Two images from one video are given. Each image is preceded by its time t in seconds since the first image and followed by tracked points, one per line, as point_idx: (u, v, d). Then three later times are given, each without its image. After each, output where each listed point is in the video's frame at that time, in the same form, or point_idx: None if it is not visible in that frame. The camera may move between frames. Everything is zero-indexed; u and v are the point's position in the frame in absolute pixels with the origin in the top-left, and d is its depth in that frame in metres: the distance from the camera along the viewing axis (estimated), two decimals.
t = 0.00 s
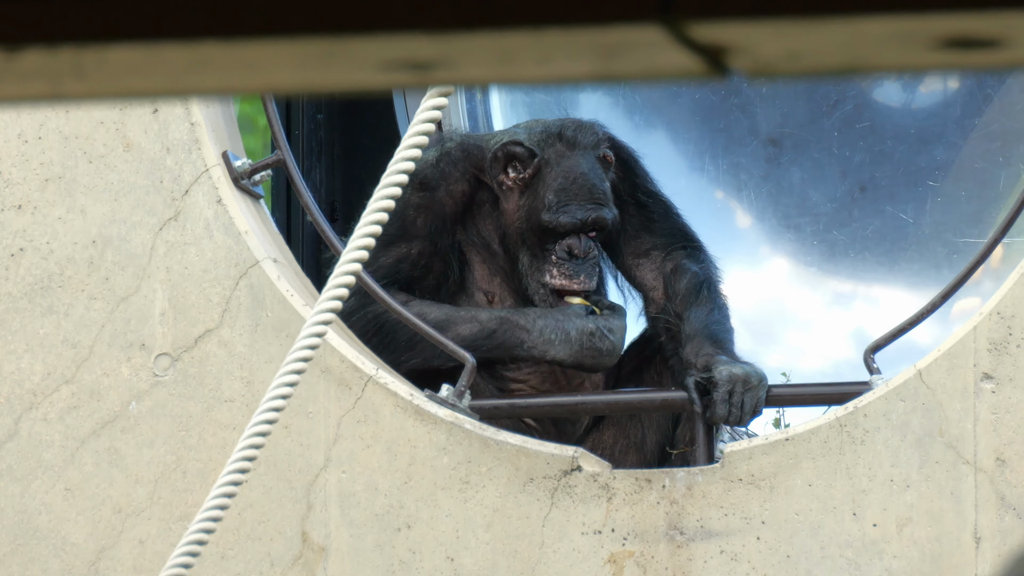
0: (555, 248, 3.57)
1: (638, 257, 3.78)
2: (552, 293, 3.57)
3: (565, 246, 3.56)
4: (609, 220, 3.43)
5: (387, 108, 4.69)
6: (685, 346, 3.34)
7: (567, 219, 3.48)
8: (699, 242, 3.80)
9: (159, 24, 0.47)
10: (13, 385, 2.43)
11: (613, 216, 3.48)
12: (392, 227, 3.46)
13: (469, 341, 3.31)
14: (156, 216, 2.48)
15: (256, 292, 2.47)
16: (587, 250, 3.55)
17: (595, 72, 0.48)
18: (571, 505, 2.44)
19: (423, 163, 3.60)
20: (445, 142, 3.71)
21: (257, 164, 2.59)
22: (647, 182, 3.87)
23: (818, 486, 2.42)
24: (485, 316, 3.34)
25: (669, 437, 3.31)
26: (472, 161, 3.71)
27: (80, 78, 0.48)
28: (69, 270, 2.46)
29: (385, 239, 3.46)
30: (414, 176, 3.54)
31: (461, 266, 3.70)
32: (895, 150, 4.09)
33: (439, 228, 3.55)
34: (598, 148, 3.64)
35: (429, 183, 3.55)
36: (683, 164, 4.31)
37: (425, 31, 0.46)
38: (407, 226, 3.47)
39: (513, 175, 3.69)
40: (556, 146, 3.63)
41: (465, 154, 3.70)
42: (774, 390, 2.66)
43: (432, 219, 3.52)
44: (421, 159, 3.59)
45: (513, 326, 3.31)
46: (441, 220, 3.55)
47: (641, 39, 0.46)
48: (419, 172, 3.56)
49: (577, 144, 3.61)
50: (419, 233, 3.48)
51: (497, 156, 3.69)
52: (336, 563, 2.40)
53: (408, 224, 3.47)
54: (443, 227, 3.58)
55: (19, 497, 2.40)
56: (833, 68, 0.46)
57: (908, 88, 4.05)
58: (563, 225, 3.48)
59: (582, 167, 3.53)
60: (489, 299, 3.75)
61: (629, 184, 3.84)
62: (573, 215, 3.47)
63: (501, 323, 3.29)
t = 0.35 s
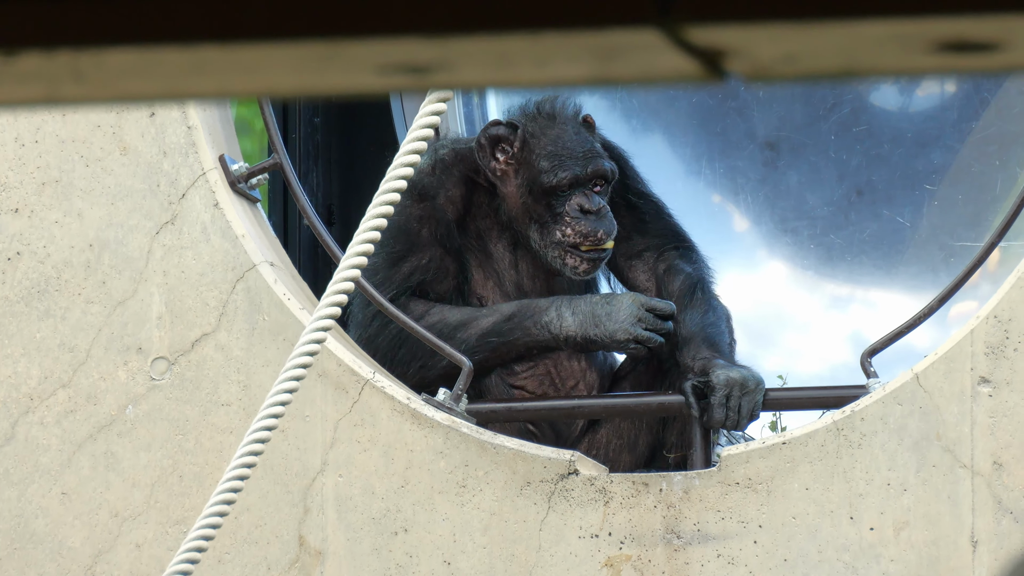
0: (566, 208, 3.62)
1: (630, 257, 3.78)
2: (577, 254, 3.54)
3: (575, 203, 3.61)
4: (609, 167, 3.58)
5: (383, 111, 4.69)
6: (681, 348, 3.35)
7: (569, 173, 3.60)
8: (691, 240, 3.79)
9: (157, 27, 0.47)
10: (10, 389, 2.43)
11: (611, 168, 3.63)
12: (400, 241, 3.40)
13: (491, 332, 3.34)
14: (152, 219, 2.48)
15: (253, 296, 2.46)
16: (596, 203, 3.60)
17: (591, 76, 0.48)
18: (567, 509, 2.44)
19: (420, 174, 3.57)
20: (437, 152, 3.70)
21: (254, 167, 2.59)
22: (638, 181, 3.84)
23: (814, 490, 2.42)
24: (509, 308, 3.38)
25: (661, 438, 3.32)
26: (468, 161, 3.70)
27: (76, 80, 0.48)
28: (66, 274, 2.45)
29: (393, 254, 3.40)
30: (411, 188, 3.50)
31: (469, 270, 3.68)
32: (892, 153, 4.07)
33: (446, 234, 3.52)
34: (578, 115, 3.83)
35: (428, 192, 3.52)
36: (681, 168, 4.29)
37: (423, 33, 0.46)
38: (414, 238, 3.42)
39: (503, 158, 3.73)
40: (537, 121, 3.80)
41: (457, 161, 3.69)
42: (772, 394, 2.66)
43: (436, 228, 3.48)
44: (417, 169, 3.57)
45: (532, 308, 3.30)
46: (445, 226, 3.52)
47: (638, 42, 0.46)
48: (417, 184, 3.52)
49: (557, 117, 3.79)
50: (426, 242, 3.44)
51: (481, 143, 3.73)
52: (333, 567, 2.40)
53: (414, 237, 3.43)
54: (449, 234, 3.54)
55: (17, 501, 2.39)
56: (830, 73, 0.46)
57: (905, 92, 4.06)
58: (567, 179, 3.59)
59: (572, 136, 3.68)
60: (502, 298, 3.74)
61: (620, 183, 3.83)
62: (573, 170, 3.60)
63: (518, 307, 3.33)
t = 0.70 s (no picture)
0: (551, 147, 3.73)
1: (615, 273, 3.77)
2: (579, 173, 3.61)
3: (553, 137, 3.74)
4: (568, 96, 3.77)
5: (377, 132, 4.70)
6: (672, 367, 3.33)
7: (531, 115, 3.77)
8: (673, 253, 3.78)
9: (149, 46, 0.47)
10: (2, 409, 2.41)
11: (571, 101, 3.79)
12: (399, 280, 3.40)
13: (513, 390, 3.18)
14: (145, 239, 2.47)
15: (246, 316, 2.45)
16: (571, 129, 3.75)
17: (584, 94, 0.48)
18: (560, 529, 2.43)
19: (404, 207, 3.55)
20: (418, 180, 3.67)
21: (247, 188, 2.56)
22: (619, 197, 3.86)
23: (807, 510, 2.41)
24: (535, 365, 3.23)
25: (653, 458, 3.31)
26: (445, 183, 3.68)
27: (70, 102, 0.48)
28: (59, 294, 2.45)
29: (394, 294, 3.39)
30: (397, 224, 3.48)
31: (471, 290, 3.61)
32: (884, 173, 4.03)
33: (441, 261, 3.50)
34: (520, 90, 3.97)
35: (415, 224, 3.51)
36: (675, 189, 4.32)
37: (416, 55, 0.46)
38: (411, 273, 3.42)
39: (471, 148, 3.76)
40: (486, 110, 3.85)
41: (438, 184, 3.69)
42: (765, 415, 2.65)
43: (429, 257, 3.47)
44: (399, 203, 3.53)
45: (556, 369, 3.16)
46: (439, 254, 3.51)
47: (631, 62, 0.46)
48: (402, 218, 3.50)
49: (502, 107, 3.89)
50: (423, 275, 3.43)
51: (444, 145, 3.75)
52: None
53: (409, 272, 3.42)
54: (444, 260, 3.52)
55: (8, 522, 2.37)
56: (823, 91, 0.46)
57: (897, 112, 4.03)
58: (532, 119, 3.76)
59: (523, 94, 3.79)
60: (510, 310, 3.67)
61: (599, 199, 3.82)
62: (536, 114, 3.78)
63: (543, 366, 3.19)
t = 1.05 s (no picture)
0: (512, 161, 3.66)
1: (616, 295, 3.78)
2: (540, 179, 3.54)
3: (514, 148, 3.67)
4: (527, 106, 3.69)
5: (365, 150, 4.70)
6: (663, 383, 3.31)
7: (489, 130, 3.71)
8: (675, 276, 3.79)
9: (137, 66, 0.46)
10: None
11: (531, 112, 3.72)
12: (379, 300, 3.41)
13: (502, 407, 3.17)
14: (133, 258, 2.46)
15: (234, 335, 2.44)
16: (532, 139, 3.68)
17: (572, 114, 0.48)
18: (549, 547, 2.41)
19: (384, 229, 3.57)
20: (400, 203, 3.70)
21: (235, 207, 2.57)
22: (614, 220, 3.85)
23: (796, 528, 2.41)
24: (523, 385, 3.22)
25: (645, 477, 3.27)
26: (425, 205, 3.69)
27: (58, 120, 0.48)
28: (47, 312, 2.43)
29: (376, 314, 3.39)
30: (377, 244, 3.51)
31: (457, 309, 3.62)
32: (873, 191, 4.04)
33: (422, 282, 3.52)
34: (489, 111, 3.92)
35: (394, 245, 3.53)
36: (662, 208, 4.37)
37: (403, 74, 0.46)
38: (392, 293, 3.42)
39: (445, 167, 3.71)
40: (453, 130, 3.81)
41: (418, 206, 3.71)
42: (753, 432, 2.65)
43: (410, 278, 3.49)
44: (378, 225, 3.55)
45: (546, 388, 3.14)
46: (420, 273, 3.53)
47: (619, 80, 0.46)
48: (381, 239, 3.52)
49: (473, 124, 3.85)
50: (405, 294, 3.44)
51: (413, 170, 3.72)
52: None
53: (390, 291, 3.43)
54: (425, 280, 3.53)
55: None
56: (812, 110, 0.45)
57: (885, 129, 4.05)
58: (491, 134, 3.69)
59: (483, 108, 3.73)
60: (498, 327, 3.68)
61: (596, 223, 3.83)
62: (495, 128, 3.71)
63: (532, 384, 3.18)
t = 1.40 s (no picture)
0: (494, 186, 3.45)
1: (620, 307, 3.71)
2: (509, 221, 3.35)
3: (501, 178, 3.45)
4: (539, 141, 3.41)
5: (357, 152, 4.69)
6: (658, 386, 3.28)
7: (489, 148, 3.47)
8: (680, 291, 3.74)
9: (132, 68, 0.46)
10: None
11: (550, 148, 3.47)
12: (387, 302, 3.43)
13: (495, 410, 3.18)
14: (126, 261, 2.45)
15: (227, 338, 2.43)
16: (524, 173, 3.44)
17: (566, 116, 0.48)
18: (542, 549, 2.41)
19: (401, 230, 3.54)
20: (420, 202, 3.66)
21: (227, 209, 2.55)
22: (626, 228, 3.77)
23: (789, 530, 2.41)
24: (519, 387, 3.22)
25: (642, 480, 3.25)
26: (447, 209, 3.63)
27: (50, 122, 0.47)
28: (40, 315, 2.42)
29: (382, 315, 3.42)
30: (391, 246, 3.49)
31: (469, 314, 3.60)
32: (866, 193, 4.04)
33: (433, 288, 3.50)
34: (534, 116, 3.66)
35: (409, 249, 3.50)
36: (656, 210, 4.31)
37: (394, 76, 0.46)
38: (401, 296, 3.43)
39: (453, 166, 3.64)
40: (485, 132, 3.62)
41: (440, 209, 3.65)
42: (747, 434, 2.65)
43: (421, 283, 3.47)
44: (395, 225, 3.54)
45: (541, 391, 3.14)
46: (432, 279, 3.50)
47: (611, 81, 0.46)
48: (397, 240, 3.50)
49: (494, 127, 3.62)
50: (413, 298, 3.44)
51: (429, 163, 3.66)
52: None
53: (400, 295, 3.43)
54: (436, 287, 3.51)
55: None
56: (804, 112, 0.45)
57: (878, 131, 4.03)
58: (488, 154, 3.47)
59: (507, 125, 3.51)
60: (511, 334, 3.63)
61: (608, 232, 3.75)
62: (496, 147, 3.47)
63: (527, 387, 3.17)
